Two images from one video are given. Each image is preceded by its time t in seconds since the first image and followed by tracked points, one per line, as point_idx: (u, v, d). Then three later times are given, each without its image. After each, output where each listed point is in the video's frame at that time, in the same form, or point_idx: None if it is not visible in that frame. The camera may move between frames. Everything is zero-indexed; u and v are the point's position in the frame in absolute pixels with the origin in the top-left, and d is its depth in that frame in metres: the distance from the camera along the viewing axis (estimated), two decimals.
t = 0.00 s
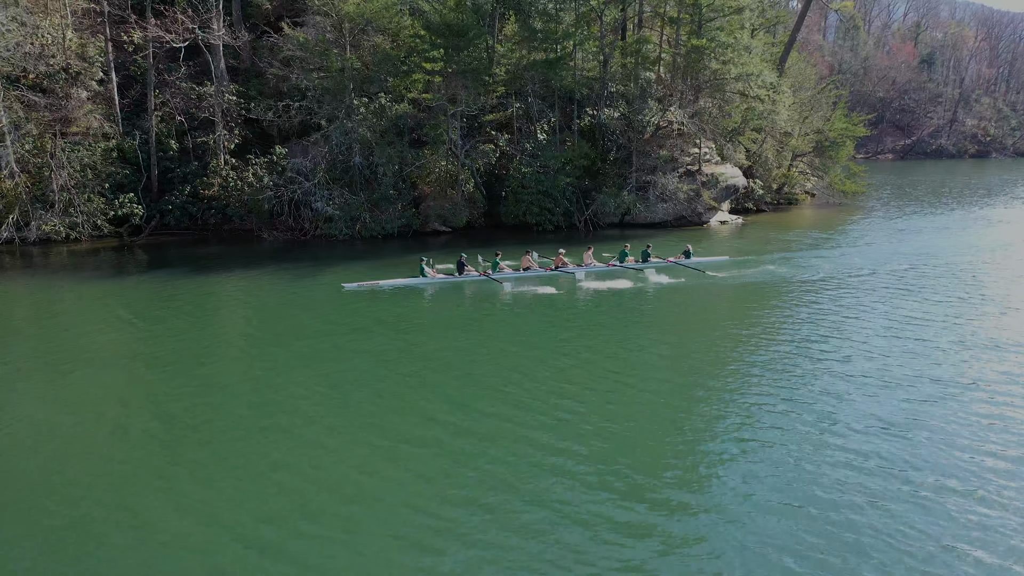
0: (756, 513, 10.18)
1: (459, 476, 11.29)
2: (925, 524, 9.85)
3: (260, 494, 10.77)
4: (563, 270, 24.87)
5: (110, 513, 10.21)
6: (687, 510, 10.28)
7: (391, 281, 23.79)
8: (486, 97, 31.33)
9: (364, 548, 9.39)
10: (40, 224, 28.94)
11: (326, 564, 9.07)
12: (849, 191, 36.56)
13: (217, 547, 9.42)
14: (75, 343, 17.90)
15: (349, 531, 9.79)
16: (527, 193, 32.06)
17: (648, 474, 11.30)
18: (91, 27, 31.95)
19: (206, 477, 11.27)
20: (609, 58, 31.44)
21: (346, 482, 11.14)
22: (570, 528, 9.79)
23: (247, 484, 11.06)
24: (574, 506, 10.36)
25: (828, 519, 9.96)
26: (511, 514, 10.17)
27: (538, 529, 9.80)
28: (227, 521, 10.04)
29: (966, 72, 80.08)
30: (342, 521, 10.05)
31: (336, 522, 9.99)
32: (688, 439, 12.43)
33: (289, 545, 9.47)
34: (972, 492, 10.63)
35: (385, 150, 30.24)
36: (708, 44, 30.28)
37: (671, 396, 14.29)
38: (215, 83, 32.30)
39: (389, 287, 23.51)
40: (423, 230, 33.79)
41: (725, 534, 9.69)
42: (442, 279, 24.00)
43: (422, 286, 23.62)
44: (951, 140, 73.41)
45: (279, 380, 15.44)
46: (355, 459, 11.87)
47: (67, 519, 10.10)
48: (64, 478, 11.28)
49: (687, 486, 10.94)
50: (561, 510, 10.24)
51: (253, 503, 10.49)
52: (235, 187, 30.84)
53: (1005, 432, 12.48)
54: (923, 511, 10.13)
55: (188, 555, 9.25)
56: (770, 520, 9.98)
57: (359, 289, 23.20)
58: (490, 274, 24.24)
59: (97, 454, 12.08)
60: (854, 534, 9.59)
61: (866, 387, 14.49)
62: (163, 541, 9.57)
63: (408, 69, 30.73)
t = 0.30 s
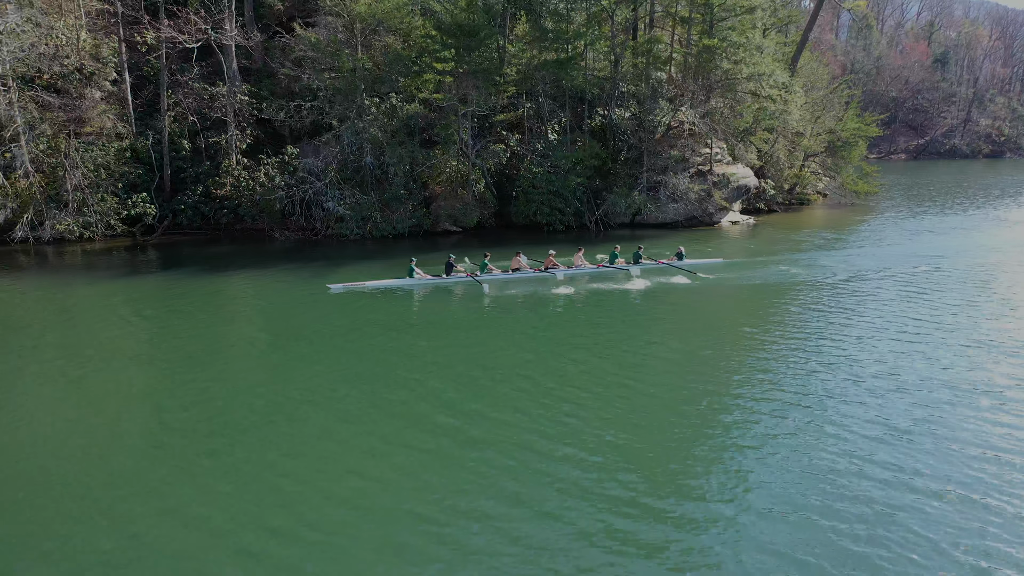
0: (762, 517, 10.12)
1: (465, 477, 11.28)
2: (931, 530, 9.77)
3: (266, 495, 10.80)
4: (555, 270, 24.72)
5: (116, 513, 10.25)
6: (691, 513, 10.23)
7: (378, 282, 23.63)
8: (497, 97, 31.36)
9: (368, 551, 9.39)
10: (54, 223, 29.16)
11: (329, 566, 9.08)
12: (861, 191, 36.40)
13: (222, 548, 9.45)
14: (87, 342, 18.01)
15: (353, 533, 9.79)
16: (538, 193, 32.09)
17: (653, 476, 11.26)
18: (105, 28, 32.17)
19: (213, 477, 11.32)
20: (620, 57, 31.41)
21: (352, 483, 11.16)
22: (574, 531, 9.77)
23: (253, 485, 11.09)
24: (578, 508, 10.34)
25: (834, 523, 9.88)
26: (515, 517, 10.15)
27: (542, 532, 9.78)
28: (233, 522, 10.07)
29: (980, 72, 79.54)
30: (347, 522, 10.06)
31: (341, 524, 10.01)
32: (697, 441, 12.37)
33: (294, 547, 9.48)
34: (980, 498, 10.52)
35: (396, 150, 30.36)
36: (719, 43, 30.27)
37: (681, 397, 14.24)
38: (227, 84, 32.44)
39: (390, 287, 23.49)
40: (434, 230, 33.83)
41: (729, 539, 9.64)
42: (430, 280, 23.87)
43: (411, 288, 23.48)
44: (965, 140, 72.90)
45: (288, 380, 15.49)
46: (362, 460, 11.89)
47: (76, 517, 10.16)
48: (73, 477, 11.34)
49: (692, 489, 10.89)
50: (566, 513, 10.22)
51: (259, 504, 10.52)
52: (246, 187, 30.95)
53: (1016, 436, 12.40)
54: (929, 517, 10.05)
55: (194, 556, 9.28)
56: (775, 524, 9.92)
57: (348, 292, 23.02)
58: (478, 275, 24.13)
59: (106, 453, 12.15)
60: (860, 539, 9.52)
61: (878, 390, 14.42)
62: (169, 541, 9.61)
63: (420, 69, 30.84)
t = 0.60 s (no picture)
0: (770, 519, 10.07)
1: (474, 478, 11.28)
2: (940, 535, 9.67)
3: (276, 494, 10.84)
4: (543, 272, 24.73)
5: (129, 511, 10.33)
6: (698, 515, 10.18)
7: (365, 283, 23.66)
8: (510, 97, 31.36)
9: (374, 551, 9.40)
10: (71, 223, 29.43)
11: (336, 566, 9.10)
12: (877, 192, 36.14)
13: (231, 547, 9.50)
14: (101, 340, 18.18)
15: (360, 534, 9.81)
16: (552, 193, 32.07)
17: (661, 477, 11.22)
18: (121, 29, 32.48)
19: (223, 476, 11.38)
20: (633, 58, 31.36)
21: (361, 483, 11.19)
22: (580, 533, 9.74)
23: (263, 483, 11.14)
24: (585, 510, 10.31)
25: (842, 527, 9.81)
26: (522, 518, 10.14)
27: (549, 533, 9.76)
28: (242, 520, 10.11)
29: (998, 71, 78.79)
30: (356, 522, 10.07)
31: (349, 524, 10.03)
32: (707, 442, 12.33)
33: (302, 546, 9.51)
34: (990, 502, 10.41)
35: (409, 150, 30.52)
36: (733, 43, 30.15)
37: (693, 398, 14.20)
38: (242, 84, 32.65)
39: (399, 288, 23.54)
40: (447, 230, 33.86)
41: (735, 541, 9.59)
42: (419, 281, 23.91)
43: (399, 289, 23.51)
44: (982, 140, 72.26)
45: (300, 379, 15.56)
46: (372, 459, 11.92)
47: (88, 515, 10.25)
48: (85, 475, 11.44)
49: (699, 491, 10.84)
50: (573, 514, 10.19)
51: (268, 503, 10.57)
52: (260, 187, 31.13)
53: None
54: (939, 521, 9.96)
55: (202, 554, 9.33)
56: (782, 527, 9.87)
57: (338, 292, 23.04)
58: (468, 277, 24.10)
59: (119, 451, 12.25)
60: (868, 543, 9.45)
61: (891, 392, 14.33)
62: (178, 539, 9.68)
63: (433, 69, 30.89)
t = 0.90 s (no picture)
0: (785, 523, 9.97)
1: (484, 478, 11.26)
2: (955, 541, 9.55)
3: (284, 493, 10.84)
4: (535, 273, 24.70)
5: (142, 508, 10.40)
6: (708, 518, 10.09)
7: (355, 283, 23.61)
8: (523, 97, 31.35)
9: (381, 551, 9.37)
10: (87, 222, 29.71)
11: (343, 566, 9.08)
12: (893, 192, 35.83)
13: (238, 546, 9.50)
14: (115, 339, 18.29)
15: (368, 533, 9.79)
16: (564, 193, 32.03)
17: (671, 479, 11.12)
18: (137, 30, 32.76)
19: (232, 475, 11.39)
20: (646, 57, 31.29)
21: (369, 481, 11.18)
22: (588, 535, 9.69)
23: (270, 482, 11.16)
24: (592, 510, 10.26)
25: (855, 531, 9.71)
26: (529, 518, 10.10)
27: (556, 534, 9.72)
28: (250, 519, 10.12)
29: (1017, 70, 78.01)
30: (364, 522, 10.05)
31: (355, 523, 10.01)
32: (718, 444, 12.26)
33: (309, 546, 9.49)
34: (1004, 508, 10.27)
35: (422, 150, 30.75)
36: (747, 43, 29.96)
37: (705, 399, 14.13)
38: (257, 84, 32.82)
39: (410, 288, 23.59)
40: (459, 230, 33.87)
41: (747, 544, 9.49)
42: (411, 282, 23.91)
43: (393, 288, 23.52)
44: (1000, 140, 71.59)
45: (310, 378, 15.59)
46: (381, 458, 11.92)
47: (97, 513, 10.28)
48: (97, 473, 11.48)
49: (709, 492, 10.75)
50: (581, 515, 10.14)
51: (277, 502, 10.58)
52: (274, 187, 31.27)
53: None
54: (954, 527, 9.82)
55: (209, 554, 9.33)
56: (795, 531, 9.76)
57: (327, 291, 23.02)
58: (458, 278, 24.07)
59: (128, 449, 12.30)
60: (883, 548, 9.34)
61: (905, 394, 14.24)
62: (186, 537, 9.70)
63: (446, 69, 31.13)
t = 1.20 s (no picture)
0: (794, 528, 9.88)
1: (492, 477, 11.29)
2: (964, 548, 9.44)
3: (289, 493, 10.86)
4: (526, 274, 24.44)
5: (154, 505, 10.52)
6: (716, 522, 10.02)
7: (341, 287, 23.23)
8: (536, 97, 31.35)
9: (385, 553, 9.36)
10: (104, 221, 29.98)
11: (346, 567, 9.08)
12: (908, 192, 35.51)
13: (242, 546, 9.53)
14: (127, 338, 18.43)
15: (371, 534, 9.79)
16: (577, 193, 31.98)
17: (678, 482, 11.05)
18: (153, 31, 33.02)
19: (237, 474, 11.43)
20: (659, 57, 31.24)
21: (374, 482, 11.18)
22: (592, 539, 9.64)
23: (276, 482, 11.19)
24: (597, 514, 10.21)
25: (865, 538, 9.60)
26: (533, 521, 10.07)
27: (559, 537, 9.69)
28: (254, 519, 10.14)
29: None
30: (368, 522, 10.05)
31: (359, 524, 10.01)
32: (727, 447, 12.19)
33: (312, 547, 9.49)
34: (1014, 515, 10.14)
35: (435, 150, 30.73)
36: (762, 42, 29.81)
37: (714, 401, 14.07)
38: (270, 84, 32.97)
39: (421, 288, 23.62)
40: (472, 230, 33.86)
41: (753, 549, 9.42)
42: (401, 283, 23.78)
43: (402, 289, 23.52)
44: (1019, 140, 70.86)
45: (319, 378, 15.63)
46: (387, 459, 11.92)
47: (104, 512, 10.34)
48: (105, 472, 11.55)
49: (715, 496, 10.68)
50: (586, 518, 10.10)
51: (281, 502, 10.60)
52: (288, 187, 31.45)
53: None
54: (966, 535, 9.70)
55: (213, 554, 9.36)
56: (804, 537, 9.68)
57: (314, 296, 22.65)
58: (448, 280, 23.90)
59: (139, 448, 12.39)
60: (892, 555, 9.24)
61: (919, 397, 14.13)
62: (190, 537, 9.73)
63: (460, 69, 31.07)
